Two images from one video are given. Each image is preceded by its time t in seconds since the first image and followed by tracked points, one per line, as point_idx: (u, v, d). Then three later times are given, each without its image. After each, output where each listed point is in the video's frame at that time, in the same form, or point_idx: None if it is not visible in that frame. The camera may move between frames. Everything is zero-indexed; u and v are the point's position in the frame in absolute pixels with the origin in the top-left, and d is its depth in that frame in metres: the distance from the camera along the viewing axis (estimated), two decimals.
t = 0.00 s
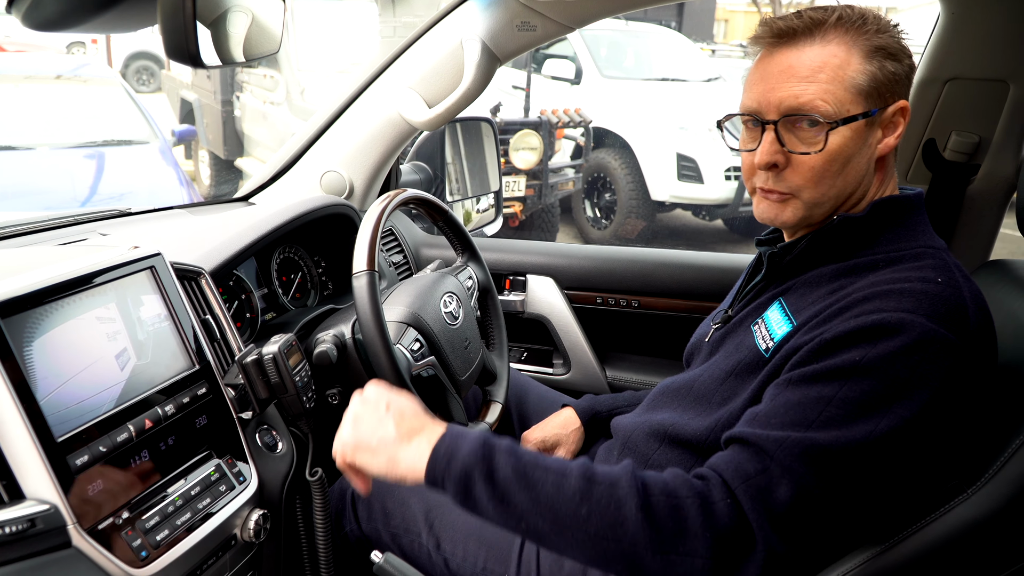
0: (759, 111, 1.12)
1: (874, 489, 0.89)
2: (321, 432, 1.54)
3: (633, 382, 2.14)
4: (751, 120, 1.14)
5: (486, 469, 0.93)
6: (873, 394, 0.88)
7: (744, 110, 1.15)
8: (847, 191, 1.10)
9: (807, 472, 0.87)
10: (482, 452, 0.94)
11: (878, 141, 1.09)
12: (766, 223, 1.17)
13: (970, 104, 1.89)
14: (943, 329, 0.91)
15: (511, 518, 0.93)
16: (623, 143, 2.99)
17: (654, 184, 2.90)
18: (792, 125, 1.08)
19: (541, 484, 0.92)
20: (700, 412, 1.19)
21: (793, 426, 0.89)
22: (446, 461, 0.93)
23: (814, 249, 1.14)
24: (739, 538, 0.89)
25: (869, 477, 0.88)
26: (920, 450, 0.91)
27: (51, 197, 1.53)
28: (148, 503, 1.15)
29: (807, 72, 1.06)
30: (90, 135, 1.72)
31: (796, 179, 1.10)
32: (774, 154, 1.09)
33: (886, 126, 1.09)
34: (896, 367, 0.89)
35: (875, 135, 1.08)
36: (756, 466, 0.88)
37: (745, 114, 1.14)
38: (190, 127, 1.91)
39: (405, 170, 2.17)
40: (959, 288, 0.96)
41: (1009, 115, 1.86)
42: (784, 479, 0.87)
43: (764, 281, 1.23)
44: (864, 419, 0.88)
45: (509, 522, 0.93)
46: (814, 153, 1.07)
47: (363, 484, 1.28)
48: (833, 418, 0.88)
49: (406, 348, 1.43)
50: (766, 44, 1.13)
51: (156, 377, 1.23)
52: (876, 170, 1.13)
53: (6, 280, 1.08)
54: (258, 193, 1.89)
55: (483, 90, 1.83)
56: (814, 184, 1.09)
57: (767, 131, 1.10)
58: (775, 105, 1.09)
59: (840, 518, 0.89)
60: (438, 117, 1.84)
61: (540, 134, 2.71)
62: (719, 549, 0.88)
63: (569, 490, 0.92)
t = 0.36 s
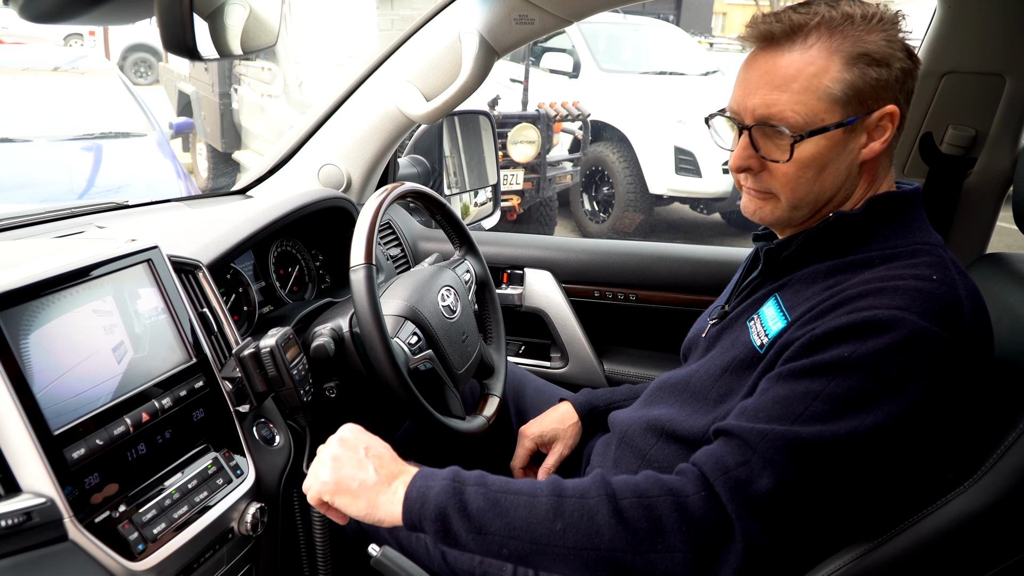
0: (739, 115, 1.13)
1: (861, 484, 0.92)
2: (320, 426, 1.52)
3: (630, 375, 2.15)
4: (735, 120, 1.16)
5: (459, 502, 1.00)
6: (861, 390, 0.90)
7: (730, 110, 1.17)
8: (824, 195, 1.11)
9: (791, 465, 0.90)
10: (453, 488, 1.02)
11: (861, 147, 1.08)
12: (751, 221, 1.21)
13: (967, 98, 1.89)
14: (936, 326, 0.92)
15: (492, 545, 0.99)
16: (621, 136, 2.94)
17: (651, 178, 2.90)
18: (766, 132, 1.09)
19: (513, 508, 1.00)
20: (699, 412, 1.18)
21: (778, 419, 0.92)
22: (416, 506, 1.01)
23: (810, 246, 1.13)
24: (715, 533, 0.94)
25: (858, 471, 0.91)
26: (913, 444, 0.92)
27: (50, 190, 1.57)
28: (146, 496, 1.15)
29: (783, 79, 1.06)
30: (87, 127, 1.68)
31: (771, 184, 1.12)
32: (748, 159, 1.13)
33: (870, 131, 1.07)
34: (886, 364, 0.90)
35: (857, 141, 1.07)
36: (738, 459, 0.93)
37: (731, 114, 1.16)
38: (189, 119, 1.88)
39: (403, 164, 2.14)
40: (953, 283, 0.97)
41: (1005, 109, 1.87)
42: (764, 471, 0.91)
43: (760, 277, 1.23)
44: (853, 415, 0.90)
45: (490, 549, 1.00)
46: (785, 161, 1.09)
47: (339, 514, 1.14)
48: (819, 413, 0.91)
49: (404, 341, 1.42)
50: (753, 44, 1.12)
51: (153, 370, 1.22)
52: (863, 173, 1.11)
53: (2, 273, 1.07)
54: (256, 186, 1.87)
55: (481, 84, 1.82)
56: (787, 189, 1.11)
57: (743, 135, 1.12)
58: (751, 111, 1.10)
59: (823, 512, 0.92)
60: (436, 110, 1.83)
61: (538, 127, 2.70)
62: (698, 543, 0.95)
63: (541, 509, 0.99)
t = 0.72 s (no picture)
0: (735, 110, 1.13)
1: (847, 472, 0.89)
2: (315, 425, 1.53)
3: (628, 374, 2.14)
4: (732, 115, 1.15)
5: (435, 447, 0.93)
6: (850, 379, 0.88)
7: (727, 105, 1.16)
8: (818, 193, 1.11)
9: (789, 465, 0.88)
10: (431, 432, 0.94)
11: (857, 146, 1.08)
12: (745, 218, 1.21)
13: (965, 97, 1.89)
14: (931, 325, 0.91)
15: (465, 492, 0.93)
16: (619, 136, 2.96)
17: (649, 177, 2.91)
18: (762, 128, 1.09)
19: (491, 459, 0.92)
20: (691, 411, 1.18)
21: (765, 398, 0.89)
22: (397, 445, 0.93)
23: (806, 247, 1.12)
24: (691, 498, 0.89)
25: (857, 466, 0.90)
26: (901, 434, 0.91)
27: (49, 188, 1.58)
28: (144, 497, 1.15)
29: (782, 75, 1.06)
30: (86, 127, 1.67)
31: (765, 180, 1.13)
32: (744, 155, 1.12)
33: (867, 131, 1.08)
34: (875, 355, 0.89)
35: (852, 141, 1.08)
36: (718, 433, 0.88)
37: (728, 109, 1.16)
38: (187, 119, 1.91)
39: (401, 163, 2.11)
40: (949, 288, 0.97)
41: (1003, 108, 1.87)
42: (746, 445, 0.86)
43: (757, 278, 1.23)
44: (836, 403, 0.88)
45: (462, 497, 0.93)
46: (780, 158, 1.09)
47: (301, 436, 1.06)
48: (804, 398, 0.88)
49: (402, 341, 1.43)
50: (753, 39, 1.11)
51: (152, 370, 1.22)
52: (857, 172, 1.12)
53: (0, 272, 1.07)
54: (255, 185, 1.87)
55: (479, 84, 1.82)
56: (782, 186, 1.11)
57: (739, 130, 1.12)
58: (747, 106, 1.10)
59: (806, 497, 0.88)
60: (434, 110, 1.83)
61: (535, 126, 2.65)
62: (669, 508, 0.89)
63: (518, 461, 0.92)
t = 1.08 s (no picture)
0: (736, 114, 1.12)
1: (816, 432, 0.87)
2: (318, 429, 1.54)
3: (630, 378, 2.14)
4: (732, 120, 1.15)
5: (390, 354, 0.91)
6: (821, 342, 0.87)
7: (726, 111, 1.15)
8: (822, 195, 1.11)
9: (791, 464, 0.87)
10: (387, 341, 0.92)
11: (857, 145, 1.09)
12: (747, 225, 1.20)
13: (966, 101, 1.90)
14: (913, 310, 0.90)
15: (416, 404, 0.90)
16: (621, 141, 3.02)
17: (652, 181, 2.94)
18: (764, 130, 1.08)
19: (445, 367, 0.90)
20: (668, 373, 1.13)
21: (739, 347, 0.88)
22: (348, 354, 0.91)
23: (797, 247, 1.11)
24: (644, 420, 0.86)
25: (846, 445, 0.93)
26: (884, 413, 0.91)
27: (52, 193, 1.57)
28: (146, 501, 1.15)
29: (782, 78, 1.05)
30: (88, 131, 1.67)
31: (768, 183, 1.11)
32: (746, 159, 1.11)
33: (866, 130, 1.08)
34: (850, 322, 0.88)
35: (853, 140, 1.08)
36: (682, 366, 0.86)
37: (727, 115, 1.15)
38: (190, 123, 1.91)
39: (403, 167, 2.15)
40: (934, 283, 0.96)
41: (1005, 112, 1.87)
42: (708, 380, 0.84)
43: (752, 279, 1.22)
44: (803, 361, 0.86)
45: (415, 409, 0.90)
46: (784, 160, 1.08)
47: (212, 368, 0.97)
48: (776, 352, 0.87)
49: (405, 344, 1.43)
50: (749, 44, 1.10)
51: (154, 374, 1.22)
52: (857, 172, 1.12)
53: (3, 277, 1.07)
54: (257, 189, 1.88)
55: (481, 87, 1.83)
56: (786, 188, 1.10)
57: (740, 134, 1.11)
58: (748, 110, 1.09)
59: (771, 448, 0.87)
60: (437, 114, 1.85)
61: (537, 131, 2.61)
62: (620, 430, 0.87)
63: (473, 372, 0.90)
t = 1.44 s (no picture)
0: (749, 120, 1.11)
1: (824, 427, 0.87)
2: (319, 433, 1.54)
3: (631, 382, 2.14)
4: (741, 128, 1.13)
5: (392, 363, 0.91)
6: (827, 334, 0.87)
7: (734, 119, 1.14)
8: (843, 192, 1.10)
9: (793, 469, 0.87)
10: (388, 350, 0.91)
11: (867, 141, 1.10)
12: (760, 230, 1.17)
13: (967, 105, 1.90)
14: (919, 306, 0.90)
15: (421, 410, 0.90)
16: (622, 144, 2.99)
17: (653, 185, 2.93)
18: (784, 131, 1.07)
19: (448, 372, 0.90)
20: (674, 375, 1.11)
21: (744, 340, 0.88)
22: (350, 365, 0.91)
23: (800, 250, 1.12)
24: (649, 412, 0.86)
25: (848, 445, 0.93)
26: (886, 407, 0.91)
27: (54, 197, 1.57)
28: (147, 505, 1.15)
29: (795, 79, 1.05)
30: (90, 135, 1.68)
31: (791, 184, 1.09)
32: (768, 161, 1.09)
33: (873, 126, 1.10)
34: (856, 315, 0.88)
35: (865, 135, 1.09)
36: (687, 360, 0.87)
37: (735, 124, 1.13)
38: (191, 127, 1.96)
39: (403, 171, 2.18)
40: (937, 280, 0.95)
41: (1007, 116, 1.87)
42: (714, 372, 0.85)
43: (756, 281, 1.22)
44: (809, 354, 0.86)
45: (421, 417, 0.90)
46: (808, 158, 1.07)
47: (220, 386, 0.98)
48: (782, 346, 0.87)
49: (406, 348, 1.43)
50: (749, 51, 1.11)
51: (155, 378, 1.22)
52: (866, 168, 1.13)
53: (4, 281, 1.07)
54: (259, 193, 1.88)
55: (483, 91, 1.84)
56: (810, 187, 1.09)
57: (759, 138, 1.09)
58: (766, 112, 1.08)
59: (777, 442, 0.87)
60: (439, 117, 1.84)
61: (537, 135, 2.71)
62: (626, 421, 0.86)
63: (477, 374, 0.90)
